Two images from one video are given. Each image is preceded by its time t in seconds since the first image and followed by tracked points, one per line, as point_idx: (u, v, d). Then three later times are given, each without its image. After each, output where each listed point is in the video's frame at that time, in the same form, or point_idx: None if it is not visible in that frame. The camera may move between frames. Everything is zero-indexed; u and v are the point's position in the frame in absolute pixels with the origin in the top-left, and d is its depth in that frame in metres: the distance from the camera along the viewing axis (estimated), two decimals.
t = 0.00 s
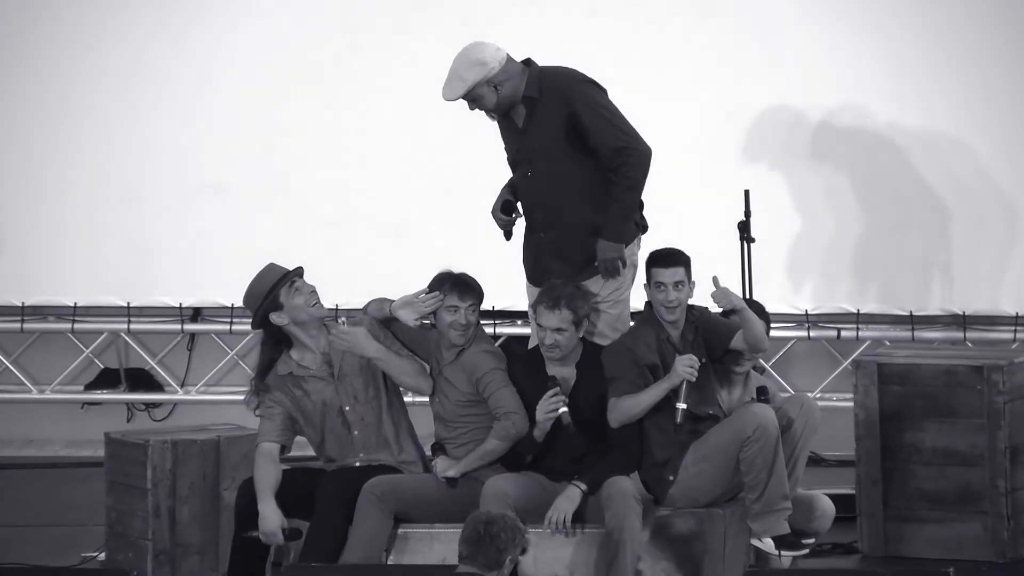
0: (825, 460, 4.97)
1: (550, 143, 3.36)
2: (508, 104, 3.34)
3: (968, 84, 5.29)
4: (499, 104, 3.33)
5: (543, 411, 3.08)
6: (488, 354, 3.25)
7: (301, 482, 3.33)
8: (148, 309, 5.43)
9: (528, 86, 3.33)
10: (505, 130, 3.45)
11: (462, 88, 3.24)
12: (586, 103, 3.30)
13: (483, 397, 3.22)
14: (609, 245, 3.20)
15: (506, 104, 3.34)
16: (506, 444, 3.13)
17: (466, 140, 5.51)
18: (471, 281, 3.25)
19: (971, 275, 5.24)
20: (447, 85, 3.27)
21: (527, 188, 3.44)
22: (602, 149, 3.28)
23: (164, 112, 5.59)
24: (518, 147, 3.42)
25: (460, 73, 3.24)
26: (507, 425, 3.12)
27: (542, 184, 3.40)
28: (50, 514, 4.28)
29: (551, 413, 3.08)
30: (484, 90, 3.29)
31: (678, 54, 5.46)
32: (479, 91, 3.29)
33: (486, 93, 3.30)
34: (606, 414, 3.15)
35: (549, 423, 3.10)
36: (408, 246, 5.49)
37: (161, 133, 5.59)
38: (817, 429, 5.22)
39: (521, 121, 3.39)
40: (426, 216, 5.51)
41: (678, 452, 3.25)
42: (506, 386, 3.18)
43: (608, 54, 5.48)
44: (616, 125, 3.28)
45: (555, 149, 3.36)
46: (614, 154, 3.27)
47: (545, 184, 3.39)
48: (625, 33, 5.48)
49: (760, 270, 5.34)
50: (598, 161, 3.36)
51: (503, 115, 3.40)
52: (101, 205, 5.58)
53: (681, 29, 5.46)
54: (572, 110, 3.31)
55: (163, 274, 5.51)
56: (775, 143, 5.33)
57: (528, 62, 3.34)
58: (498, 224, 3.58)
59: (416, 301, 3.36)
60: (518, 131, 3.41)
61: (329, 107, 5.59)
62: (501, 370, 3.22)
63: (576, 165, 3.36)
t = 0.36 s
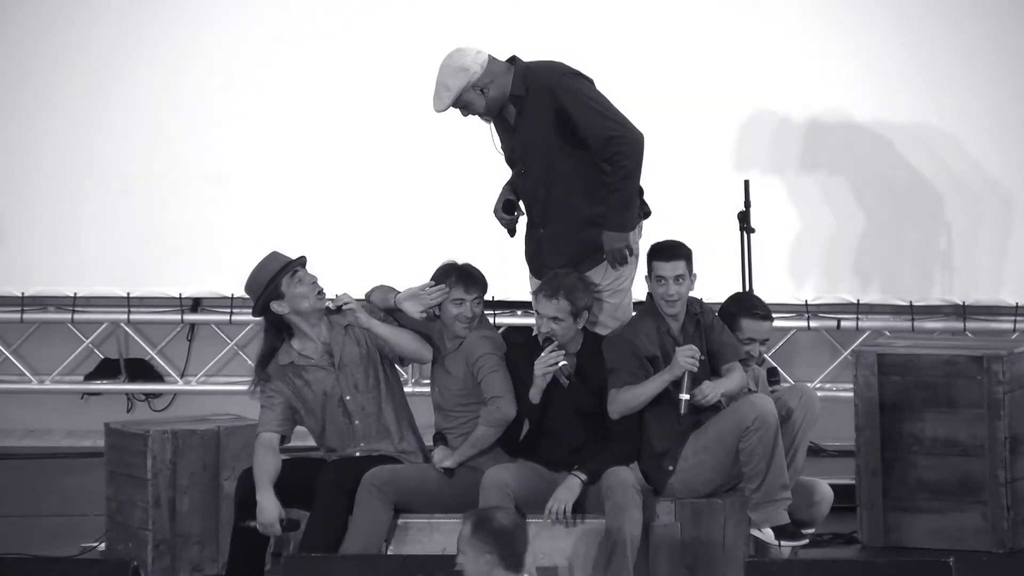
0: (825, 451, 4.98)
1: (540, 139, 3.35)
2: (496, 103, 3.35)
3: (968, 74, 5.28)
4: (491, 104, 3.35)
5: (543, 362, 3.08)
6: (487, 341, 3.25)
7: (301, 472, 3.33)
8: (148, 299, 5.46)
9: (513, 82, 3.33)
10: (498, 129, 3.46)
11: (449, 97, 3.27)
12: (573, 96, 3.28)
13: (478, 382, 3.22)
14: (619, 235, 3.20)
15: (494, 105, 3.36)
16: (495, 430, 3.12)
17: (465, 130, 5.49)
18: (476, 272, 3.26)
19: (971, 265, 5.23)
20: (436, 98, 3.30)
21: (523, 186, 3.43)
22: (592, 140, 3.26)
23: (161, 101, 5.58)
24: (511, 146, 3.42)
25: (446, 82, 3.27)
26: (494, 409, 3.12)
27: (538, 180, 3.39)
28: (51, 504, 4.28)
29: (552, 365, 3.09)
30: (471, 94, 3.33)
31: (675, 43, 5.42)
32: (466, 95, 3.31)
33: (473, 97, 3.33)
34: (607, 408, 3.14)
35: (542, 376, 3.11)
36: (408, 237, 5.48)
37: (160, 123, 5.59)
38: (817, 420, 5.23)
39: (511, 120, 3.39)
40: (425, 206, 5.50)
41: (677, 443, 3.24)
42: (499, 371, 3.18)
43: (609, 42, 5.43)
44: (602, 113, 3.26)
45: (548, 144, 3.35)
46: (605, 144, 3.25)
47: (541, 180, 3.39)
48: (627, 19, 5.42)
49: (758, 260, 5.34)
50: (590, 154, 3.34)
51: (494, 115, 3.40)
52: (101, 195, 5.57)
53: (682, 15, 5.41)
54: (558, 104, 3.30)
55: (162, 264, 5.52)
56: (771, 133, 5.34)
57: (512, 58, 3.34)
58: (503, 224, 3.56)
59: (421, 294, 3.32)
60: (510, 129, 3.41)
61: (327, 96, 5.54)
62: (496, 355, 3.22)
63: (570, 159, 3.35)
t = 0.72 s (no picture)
0: (826, 450, 4.98)
1: (553, 125, 3.35)
2: (511, 80, 3.32)
3: (971, 72, 5.26)
4: (509, 78, 3.31)
5: (533, 362, 3.10)
6: (487, 339, 3.25)
7: (302, 472, 3.33)
8: (149, 298, 5.46)
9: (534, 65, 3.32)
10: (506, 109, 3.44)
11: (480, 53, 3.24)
12: (595, 90, 3.29)
13: (478, 380, 3.22)
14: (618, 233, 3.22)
15: (508, 80, 3.32)
16: (496, 430, 3.13)
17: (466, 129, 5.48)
18: (478, 272, 3.26)
19: (972, 264, 5.23)
20: (462, 49, 3.26)
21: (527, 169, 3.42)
22: (606, 134, 3.27)
23: (162, 101, 5.58)
24: (520, 127, 3.40)
25: (481, 36, 3.24)
26: (495, 409, 3.13)
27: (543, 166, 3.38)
28: (52, 502, 4.29)
29: (542, 363, 3.10)
30: (495, 58, 3.27)
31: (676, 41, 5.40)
32: (493, 59, 3.27)
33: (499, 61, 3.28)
34: (612, 407, 3.13)
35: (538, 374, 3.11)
36: (409, 236, 5.48)
37: (161, 122, 5.58)
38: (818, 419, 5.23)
39: (525, 101, 3.38)
40: (425, 205, 5.49)
41: (679, 442, 3.24)
42: (502, 372, 3.18)
43: (609, 42, 5.43)
44: (619, 110, 3.27)
45: (560, 132, 3.35)
46: (617, 140, 3.26)
47: (546, 167, 3.38)
48: (628, 18, 5.41)
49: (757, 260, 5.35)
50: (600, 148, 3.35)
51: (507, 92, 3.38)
52: (102, 194, 5.58)
53: (681, 12, 5.40)
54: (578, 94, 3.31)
55: (163, 264, 5.52)
56: (773, 132, 5.33)
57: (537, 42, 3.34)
58: (456, 130, 3.41)
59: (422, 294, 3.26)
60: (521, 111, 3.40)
61: (328, 95, 5.53)
62: (496, 354, 3.22)
63: (578, 149, 3.35)
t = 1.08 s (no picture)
0: (826, 450, 4.99)
1: (568, 119, 3.36)
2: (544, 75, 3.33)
3: (970, 73, 5.25)
4: (543, 73, 3.32)
5: (527, 360, 3.10)
6: (486, 339, 3.25)
7: (303, 471, 3.33)
8: (148, 299, 5.47)
9: (565, 59, 3.35)
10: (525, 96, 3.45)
11: (519, 53, 3.24)
12: (608, 90, 3.30)
13: (478, 380, 3.22)
14: (534, 181, 3.25)
15: (542, 75, 3.33)
16: (495, 429, 3.13)
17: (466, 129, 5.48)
18: (476, 272, 3.26)
19: (971, 265, 5.24)
20: (501, 45, 3.25)
21: (531, 157, 3.42)
22: (604, 137, 3.28)
23: (162, 101, 5.58)
24: (536, 115, 3.42)
25: (521, 36, 3.23)
26: (494, 409, 3.12)
27: (549, 156, 3.39)
28: (53, 502, 4.29)
29: (535, 362, 3.10)
30: (535, 58, 3.27)
31: (676, 41, 5.40)
32: (533, 58, 3.27)
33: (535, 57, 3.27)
34: (607, 404, 3.13)
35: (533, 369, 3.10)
36: (409, 237, 5.48)
37: (161, 122, 5.58)
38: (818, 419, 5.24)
39: (547, 91, 3.40)
40: (424, 205, 5.49)
41: (679, 442, 3.25)
42: (501, 372, 3.18)
43: (610, 41, 5.41)
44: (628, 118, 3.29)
45: (569, 126, 3.36)
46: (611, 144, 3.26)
47: (549, 158, 3.39)
48: (628, 17, 5.40)
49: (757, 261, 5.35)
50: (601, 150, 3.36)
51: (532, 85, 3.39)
52: (98, 192, 5.58)
53: (682, 11, 5.39)
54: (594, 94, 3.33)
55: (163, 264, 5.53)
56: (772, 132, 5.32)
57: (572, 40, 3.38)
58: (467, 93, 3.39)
59: (418, 297, 3.27)
60: (541, 100, 3.41)
61: (328, 94, 5.53)
62: (495, 353, 3.22)
63: (579, 145, 3.36)
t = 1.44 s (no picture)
0: (826, 450, 4.99)
1: (561, 119, 3.36)
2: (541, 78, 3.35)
3: (970, 72, 5.25)
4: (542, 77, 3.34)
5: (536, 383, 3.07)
6: (487, 339, 3.25)
7: (303, 471, 3.33)
8: (148, 299, 5.47)
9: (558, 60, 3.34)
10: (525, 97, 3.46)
11: (514, 57, 3.24)
12: (587, 87, 3.27)
13: (478, 379, 3.22)
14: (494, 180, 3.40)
15: (539, 77, 3.34)
16: (496, 429, 3.13)
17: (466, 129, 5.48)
18: (476, 271, 3.27)
19: (971, 264, 5.24)
20: (496, 48, 3.25)
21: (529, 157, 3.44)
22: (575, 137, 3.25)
23: (162, 101, 5.58)
24: (535, 115, 3.43)
25: (515, 39, 3.24)
26: (495, 408, 3.12)
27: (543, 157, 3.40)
28: (53, 503, 4.29)
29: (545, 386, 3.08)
30: (531, 59, 3.28)
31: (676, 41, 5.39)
32: (529, 59, 3.28)
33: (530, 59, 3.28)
34: (607, 402, 3.13)
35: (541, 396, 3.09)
36: (409, 236, 5.48)
37: (161, 121, 5.58)
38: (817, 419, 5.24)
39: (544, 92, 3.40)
40: (425, 205, 5.49)
41: (679, 443, 3.25)
42: (503, 371, 3.18)
43: (610, 41, 5.41)
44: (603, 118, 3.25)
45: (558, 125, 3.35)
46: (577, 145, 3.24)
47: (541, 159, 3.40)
48: (628, 17, 5.40)
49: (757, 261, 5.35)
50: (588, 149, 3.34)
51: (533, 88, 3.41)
52: (99, 193, 5.58)
53: (682, 11, 5.39)
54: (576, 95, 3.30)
55: (163, 263, 5.53)
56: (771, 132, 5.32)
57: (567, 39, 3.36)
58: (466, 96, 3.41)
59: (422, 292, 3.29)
60: (539, 100, 3.42)
61: (328, 94, 5.53)
62: (496, 353, 3.22)
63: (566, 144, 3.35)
